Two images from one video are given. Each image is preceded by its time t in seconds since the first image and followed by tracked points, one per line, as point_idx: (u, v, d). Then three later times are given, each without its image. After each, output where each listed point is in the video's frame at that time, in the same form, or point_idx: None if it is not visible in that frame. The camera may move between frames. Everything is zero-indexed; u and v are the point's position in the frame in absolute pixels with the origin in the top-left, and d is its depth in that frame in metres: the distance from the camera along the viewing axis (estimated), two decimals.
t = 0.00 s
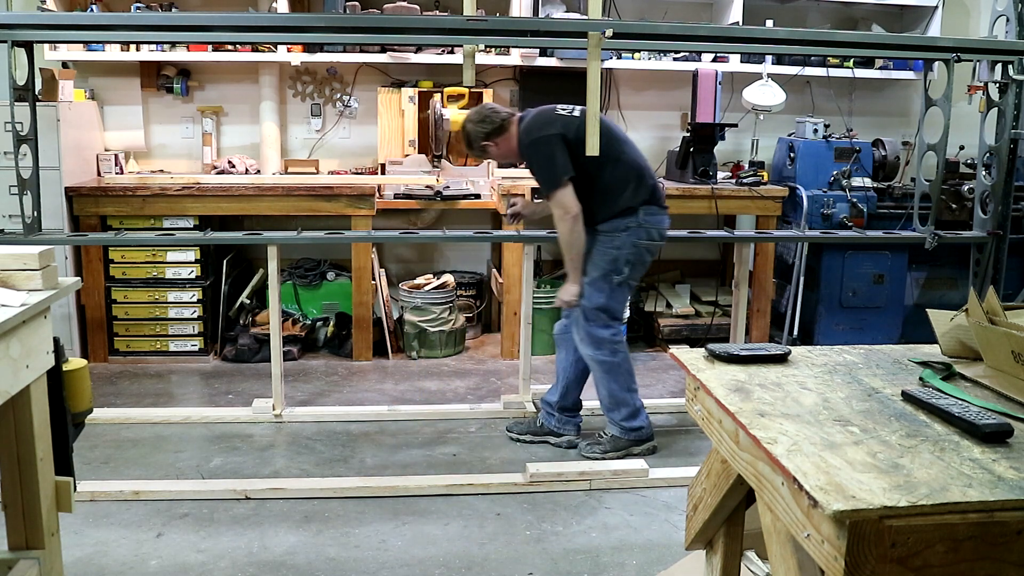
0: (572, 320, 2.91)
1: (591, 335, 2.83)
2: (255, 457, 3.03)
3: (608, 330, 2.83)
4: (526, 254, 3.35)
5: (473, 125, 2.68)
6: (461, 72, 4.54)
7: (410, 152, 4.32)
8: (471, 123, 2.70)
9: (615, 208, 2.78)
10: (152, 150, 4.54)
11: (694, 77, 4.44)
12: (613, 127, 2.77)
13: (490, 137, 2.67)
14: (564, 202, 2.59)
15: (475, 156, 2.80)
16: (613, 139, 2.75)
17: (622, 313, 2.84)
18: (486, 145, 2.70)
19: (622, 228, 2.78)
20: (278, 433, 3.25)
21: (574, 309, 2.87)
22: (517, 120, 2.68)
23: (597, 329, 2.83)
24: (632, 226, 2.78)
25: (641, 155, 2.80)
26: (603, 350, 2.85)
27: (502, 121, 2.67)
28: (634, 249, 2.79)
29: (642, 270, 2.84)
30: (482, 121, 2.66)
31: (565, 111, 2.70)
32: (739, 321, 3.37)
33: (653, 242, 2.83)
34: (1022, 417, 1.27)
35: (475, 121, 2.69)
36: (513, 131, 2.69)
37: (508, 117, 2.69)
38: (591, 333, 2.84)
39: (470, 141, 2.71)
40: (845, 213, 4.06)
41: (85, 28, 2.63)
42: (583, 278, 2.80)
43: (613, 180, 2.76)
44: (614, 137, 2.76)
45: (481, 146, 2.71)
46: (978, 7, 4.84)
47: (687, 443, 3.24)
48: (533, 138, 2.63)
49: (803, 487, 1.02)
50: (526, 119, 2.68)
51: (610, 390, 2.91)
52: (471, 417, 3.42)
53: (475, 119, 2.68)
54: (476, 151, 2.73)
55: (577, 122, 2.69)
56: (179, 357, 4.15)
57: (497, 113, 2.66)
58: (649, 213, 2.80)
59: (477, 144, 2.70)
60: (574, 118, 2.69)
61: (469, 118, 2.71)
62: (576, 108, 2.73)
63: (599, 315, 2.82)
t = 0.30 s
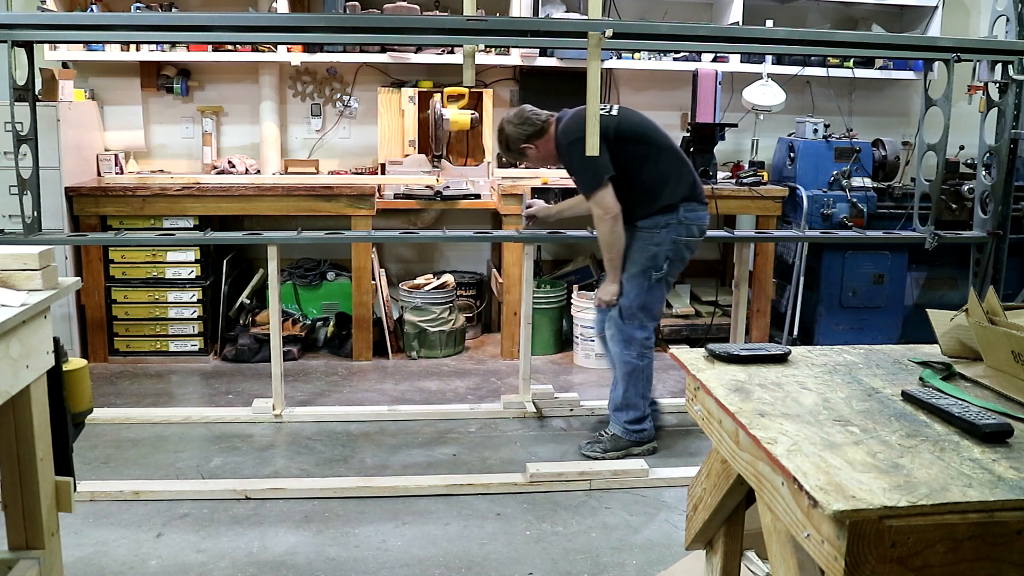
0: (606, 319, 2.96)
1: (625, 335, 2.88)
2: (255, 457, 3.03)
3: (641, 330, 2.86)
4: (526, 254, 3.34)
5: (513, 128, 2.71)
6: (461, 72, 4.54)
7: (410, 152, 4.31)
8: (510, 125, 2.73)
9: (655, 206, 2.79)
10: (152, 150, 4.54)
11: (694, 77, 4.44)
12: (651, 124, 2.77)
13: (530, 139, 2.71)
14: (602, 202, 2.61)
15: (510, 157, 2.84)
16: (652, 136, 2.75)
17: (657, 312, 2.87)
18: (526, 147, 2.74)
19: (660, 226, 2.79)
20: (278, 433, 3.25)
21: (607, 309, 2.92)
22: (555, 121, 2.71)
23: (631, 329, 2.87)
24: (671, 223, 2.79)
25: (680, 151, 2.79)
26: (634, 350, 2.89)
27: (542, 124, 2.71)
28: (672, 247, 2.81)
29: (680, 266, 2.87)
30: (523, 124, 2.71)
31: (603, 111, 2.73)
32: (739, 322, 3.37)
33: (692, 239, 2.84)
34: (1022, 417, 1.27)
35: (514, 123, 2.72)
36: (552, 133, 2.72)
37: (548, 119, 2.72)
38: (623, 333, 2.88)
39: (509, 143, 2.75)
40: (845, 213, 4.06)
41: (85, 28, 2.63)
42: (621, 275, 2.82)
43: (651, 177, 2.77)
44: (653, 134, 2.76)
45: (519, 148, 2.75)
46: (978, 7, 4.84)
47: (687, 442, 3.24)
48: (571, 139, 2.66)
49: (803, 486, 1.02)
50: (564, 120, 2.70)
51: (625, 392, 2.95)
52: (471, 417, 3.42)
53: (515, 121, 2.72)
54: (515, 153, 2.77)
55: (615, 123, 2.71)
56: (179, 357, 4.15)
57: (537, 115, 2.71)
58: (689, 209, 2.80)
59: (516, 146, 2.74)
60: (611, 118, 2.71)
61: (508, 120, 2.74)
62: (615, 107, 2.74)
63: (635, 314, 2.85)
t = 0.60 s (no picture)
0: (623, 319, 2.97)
1: (642, 332, 2.87)
2: (255, 457, 3.03)
3: (658, 328, 2.87)
4: (526, 254, 3.34)
5: (537, 134, 2.70)
6: (460, 72, 4.54)
7: (410, 152, 4.31)
8: (533, 131, 2.72)
9: (681, 205, 2.81)
10: (152, 150, 4.54)
11: (694, 77, 4.44)
12: (674, 125, 2.78)
13: (555, 144, 2.71)
14: (635, 203, 2.62)
15: (529, 162, 2.82)
16: (676, 137, 2.76)
17: (677, 311, 2.89)
18: (550, 152, 2.73)
19: (686, 224, 2.81)
20: (278, 433, 3.25)
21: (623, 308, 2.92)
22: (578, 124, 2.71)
23: (648, 327, 2.87)
24: (697, 221, 2.82)
25: (704, 151, 2.82)
26: (650, 348, 2.88)
27: (567, 128, 2.71)
28: (696, 244, 2.84)
29: (703, 265, 2.89)
30: (547, 129, 2.70)
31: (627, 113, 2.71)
32: (739, 322, 3.37)
33: (715, 237, 2.88)
34: (1022, 417, 1.27)
35: (537, 129, 2.71)
36: (575, 137, 2.73)
37: (570, 123, 2.73)
38: (640, 331, 2.88)
39: (532, 150, 2.73)
40: (845, 213, 4.06)
41: (85, 28, 2.63)
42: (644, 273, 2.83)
43: (678, 177, 2.77)
44: (677, 134, 2.78)
45: (542, 153, 2.74)
46: (978, 7, 4.84)
47: (687, 442, 3.24)
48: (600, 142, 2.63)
49: (803, 487, 1.02)
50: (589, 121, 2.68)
51: (635, 391, 2.94)
52: (471, 417, 3.42)
53: (538, 127, 2.71)
54: (538, 158, 2.75)
55: (641, 124, 2.69)
56: (179, 357, 4.15)
57: (561, 120, 2.71)
58: (714, 208, 2.84)
59: (539, 151, 2.73)
60: (638, 119, 2.69)
61: (530, 126, 2.73)
62: (638, 108, 2.73)
63: (654, 312, 2.86)
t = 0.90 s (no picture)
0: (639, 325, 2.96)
1: (663, 334, 2.88)
2: (255, 457, 3.03)
3: (678, 328, 2.88)
4: (526, 254, 3.34)
5: (547, 139, 2.71)
6: (460, 72, 4.54)
7: (410, 152, 4.31)
8: (543, 136, 2.72)
9: (694, 204, 2.81)
10: (152, 150, 4.54)
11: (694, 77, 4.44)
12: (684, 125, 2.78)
13: (566, 149, 2.72)
14: (652, 205, 2.62)
15: (537, 167, 2.82)
16: (687, 137, 2.76)
17: (695, 310, 2.90)
18: (561, 157, 2.74)
19: (700, 223, 2.82)
20: (278, 433, 3.25)
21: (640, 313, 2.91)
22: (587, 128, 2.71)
23: (668, 329, 2.88)
24: (711, 219, 2.84)
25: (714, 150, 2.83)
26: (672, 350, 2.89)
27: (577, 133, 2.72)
28: (712, 242, 2.86)
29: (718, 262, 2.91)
30: (558, 134, 2.71)
31: (637, 114, 2.69)
32: (739, 322, 3.37)
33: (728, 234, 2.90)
34: (1022, 417, 1.27)
35: (547, 134, 2.72)
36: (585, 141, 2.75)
37: (579, 128, 2.74)
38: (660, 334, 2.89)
39: (543, 155, 2.74)
40: (845, 213, 4.06)
41: (85, 28, 2.63)
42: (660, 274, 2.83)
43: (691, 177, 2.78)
44: (687, 135, 2.78)
45: (553, 158, 2.74)
46: (978, 7, 4.84)
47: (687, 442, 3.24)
48: (613, 144, 2.62)
49: (803, 486, 1.02)
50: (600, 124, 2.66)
51: (661, 394, 2.94)
52: (471, 417, 3.42)
53: (548, 132, 2.72)
54: (548, 163, 2.76)
55: (652, 125, 2.68)
56: (179, 357, 4.15)
57: (571, 125, 2.72)
58: (727, 206, 2.86)
59: (550, 157, 2.73)
60: (649, 120, 2.68)
61: (540, 131, 2.73)
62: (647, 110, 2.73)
63: (674, 313, 2.87)
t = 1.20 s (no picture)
0: (640, 326, 2.96)
1: (665, 336, 2.88)
2: (255, 457, 3.04)
3: (680, 330, 2.89)
4: (527, 254, 3.34)
5: (548, 144, 2.71)
6: (460, 72, 4.54)
7: (410, 152, 4.31)
8: (545, 141, 2.72)
9: (696, 206, 2.81)
10: (152, 150, 4.54)
11: (694, 77, 4.44)
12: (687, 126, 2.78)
13: (568, 153, 2.72)
14: (653, 209, 2.62)
15: (538, 172, 2.82)
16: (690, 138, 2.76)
17: (697, 311, 2.91)
18: (563, 161, 2.73)
19: (702, 224, 2.82)
20: (278, 433, 3.25)
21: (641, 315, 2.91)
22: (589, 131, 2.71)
23: (670, 330, 2.89)
24: (713, 220, 2.83)
25: (716, 151, 2.82)
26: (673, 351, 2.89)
27: (578, 137, 2.72)
28: (714, 243, 2.85)
29: (720, 264, 2.91)
30: (560, 138, 2.71)
31: (639, 116, 2.69)
32: (739, 322, 3.37)
33: (731, 234, 2.89)
34: (1022, 417, 1.27)
35: (549, 138, 2.72)
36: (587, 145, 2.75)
37: (581, 132, 2.74)
38: (661, 336, 2.89)
39: (545, 159, 2.74)
40: (845, 213, 4.06)
41: (85, 28, 2.63)
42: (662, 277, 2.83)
43: (693, 179, 2.77)
44: (689, 136, 2.77)
45: (555, 163, 2.74)
46: (978, 7, 4.84)
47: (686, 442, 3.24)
48: (615, 148, 2.61)
49: (803, 486, 1.02)
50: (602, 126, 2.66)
51: (661, 396, 2.95)
52: (471, 417, 3.42)
53: (550, 137, 2.72)
54: (551, 168, 2.76)
55: (654, 127, 2.68)
56: (179, 357, 4.15)
57: (572, 129, 2.72)
58: (729, 207, 2.85)
59: (552, 161, 2.73)
60: (650, 123, 2.68)
61: (542, 136, 2.73)
62: (649, 111, 2.72)
63: (676, 315, 2.87)
